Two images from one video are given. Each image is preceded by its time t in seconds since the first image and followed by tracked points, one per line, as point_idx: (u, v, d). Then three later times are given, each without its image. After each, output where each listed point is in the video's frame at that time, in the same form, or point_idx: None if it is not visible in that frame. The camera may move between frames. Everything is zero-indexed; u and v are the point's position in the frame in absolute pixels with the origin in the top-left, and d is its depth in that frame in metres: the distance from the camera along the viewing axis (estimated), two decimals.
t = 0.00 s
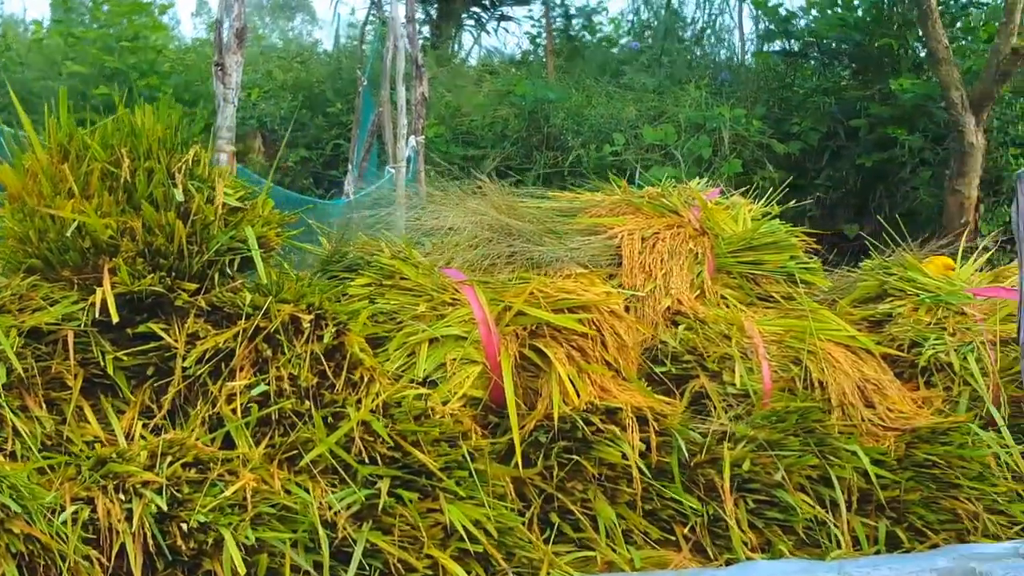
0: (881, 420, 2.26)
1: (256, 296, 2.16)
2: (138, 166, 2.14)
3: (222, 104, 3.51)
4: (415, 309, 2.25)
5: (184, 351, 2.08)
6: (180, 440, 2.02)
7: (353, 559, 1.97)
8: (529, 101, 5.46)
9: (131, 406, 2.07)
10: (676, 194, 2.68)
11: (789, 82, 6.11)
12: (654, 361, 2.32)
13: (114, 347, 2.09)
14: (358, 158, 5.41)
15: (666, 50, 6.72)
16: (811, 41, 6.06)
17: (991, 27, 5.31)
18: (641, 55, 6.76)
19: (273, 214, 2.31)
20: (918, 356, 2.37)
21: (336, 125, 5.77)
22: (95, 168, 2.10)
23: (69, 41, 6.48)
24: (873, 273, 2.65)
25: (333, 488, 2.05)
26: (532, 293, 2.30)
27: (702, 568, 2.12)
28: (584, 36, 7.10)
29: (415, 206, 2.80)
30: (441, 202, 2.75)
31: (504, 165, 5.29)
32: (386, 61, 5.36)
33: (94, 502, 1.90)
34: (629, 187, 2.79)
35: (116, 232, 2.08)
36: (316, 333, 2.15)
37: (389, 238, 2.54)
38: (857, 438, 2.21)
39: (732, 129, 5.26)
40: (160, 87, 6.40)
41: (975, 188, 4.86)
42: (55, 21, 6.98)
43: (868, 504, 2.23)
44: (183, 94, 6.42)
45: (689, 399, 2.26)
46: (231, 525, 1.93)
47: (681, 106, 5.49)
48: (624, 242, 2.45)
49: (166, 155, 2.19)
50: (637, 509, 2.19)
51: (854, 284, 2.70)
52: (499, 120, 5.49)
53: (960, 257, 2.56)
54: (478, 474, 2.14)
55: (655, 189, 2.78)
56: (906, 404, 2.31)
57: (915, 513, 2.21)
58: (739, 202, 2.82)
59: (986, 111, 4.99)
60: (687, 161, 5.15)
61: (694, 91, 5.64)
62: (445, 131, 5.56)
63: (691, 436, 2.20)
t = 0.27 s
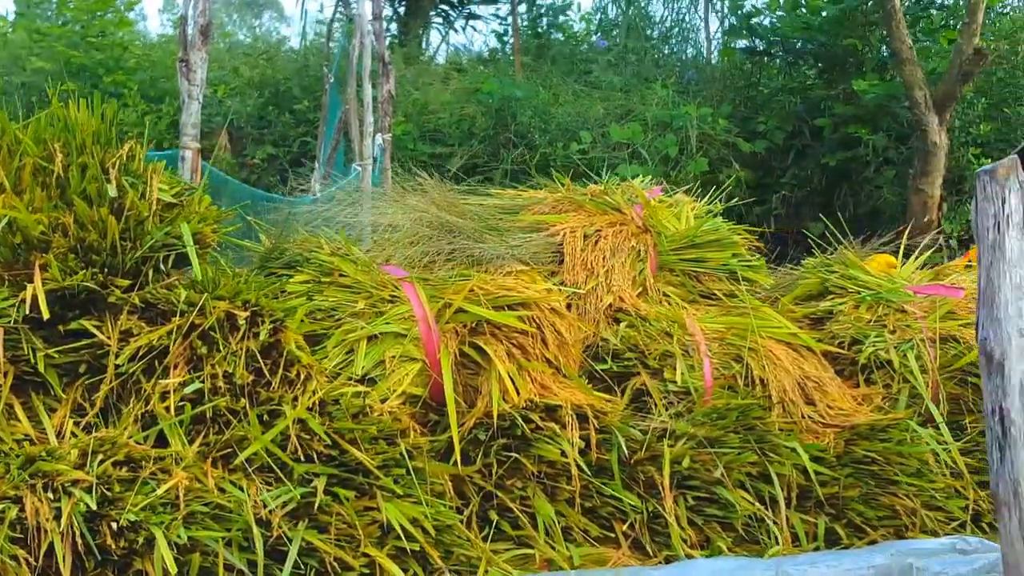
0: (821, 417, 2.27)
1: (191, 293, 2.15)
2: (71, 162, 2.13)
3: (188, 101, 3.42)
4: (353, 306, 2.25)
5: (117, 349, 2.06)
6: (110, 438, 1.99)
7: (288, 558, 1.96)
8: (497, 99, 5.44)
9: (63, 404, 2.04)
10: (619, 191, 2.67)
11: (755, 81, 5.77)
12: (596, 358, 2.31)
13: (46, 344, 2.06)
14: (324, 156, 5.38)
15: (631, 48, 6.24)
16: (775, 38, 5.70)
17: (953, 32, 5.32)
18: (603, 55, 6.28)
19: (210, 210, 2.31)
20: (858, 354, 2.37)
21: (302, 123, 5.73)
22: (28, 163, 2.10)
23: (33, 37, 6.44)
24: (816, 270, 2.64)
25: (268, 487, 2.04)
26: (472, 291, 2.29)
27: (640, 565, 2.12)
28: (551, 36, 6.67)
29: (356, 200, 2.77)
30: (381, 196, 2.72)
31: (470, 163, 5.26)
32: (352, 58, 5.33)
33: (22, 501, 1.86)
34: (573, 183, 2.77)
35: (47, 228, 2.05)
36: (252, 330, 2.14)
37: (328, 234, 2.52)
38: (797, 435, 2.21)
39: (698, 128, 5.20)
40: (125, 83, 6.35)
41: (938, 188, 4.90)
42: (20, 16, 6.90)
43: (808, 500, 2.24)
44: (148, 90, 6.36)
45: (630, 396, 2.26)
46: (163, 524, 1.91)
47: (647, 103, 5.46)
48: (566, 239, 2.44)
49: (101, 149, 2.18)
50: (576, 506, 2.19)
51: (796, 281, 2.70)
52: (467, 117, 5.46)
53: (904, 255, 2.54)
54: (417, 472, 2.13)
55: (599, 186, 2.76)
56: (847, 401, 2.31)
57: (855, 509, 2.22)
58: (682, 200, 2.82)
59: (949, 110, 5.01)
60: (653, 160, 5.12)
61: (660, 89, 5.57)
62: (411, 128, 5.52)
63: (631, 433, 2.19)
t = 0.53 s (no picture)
0: (757, 412, 2.28)
1: (121, 290, 2.11)
2: None
3: (143, 96, 3.36)
4: (286, 303, 2.23)
5: (43, 347, 2.02)
6: (37, 437, 1.93)
7: (219, 558, 1.93)
8: (457, 95, 5.43)
9: None
10: (556, 185, 2.67)
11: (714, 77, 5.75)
12: (532, 354, 2.31)
13: None
14: (283, 152, 5.34)
15: (589, 41, 6.28)
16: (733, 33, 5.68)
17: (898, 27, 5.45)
18: (562, 51, 6.27)
19: (140, 206, 2.28)
20: (795, 348, 2.38)
21: (261, 118, 5.67)
22: None
23: None
24: (754, 265, 2.65)
25: (199, 485, 2.01)
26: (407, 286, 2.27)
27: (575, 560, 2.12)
28: (511, 31, 6.64)
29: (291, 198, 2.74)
30: (316, 193, 2.69)
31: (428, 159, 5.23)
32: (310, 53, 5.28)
33: None
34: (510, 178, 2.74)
35: None
36: (183, 327, 2.11)
37: (262, 230, 2.49)
38: (733, 429, 2.23)
39: (657, 122, 5.20)
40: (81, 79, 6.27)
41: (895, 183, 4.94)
42: None
43: (745, 495, 2.23)
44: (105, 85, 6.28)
45: (566, 392, 2.26)
46: (90, 524, 1.87)
47: (606, 99, 5.47)
48: (502, 234, 2.43)
49: (27, 144, 2.14)
50: (512, 502, 2.19)
51: (733, 276, 2.71)
52: (426, 113, 5.43)
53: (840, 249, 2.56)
54: (350, 469, 2.12)
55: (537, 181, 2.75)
56: (783, 395, 2.33)
57: (791, 503, 2.22)
58: (620, 194, 2.81)
59: (906, 106, 5.04)
60: (613, 155, 5.12)
61: (619, 85, 5.58)
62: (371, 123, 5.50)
63: (568, 429, 2.19)
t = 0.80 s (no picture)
0: (701, 412, 2.28)
1: (54, 294, 2.08)
2: None
3: (104, 99, 3.33)
4: (224, 306, 2.20)
5: None
6: None
7: (154, 565, 1.90)
8: (419, 96, 5.42)
9: None
10: (499, 183, 2.64)
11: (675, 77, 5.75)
12: (474, 356, 2.29)
13: None
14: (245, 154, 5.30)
15: (552, 42, 6.24)
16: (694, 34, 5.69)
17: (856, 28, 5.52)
18: (525, 51, 6.26)
19: (74, 209, 2.25)
20: (737, 347, 2.39)
21: (223, 120, 5.64)
22: None
23: None
24: (697, 265, 2.66)
25: (136, 491, 1.97)
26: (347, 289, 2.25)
27: (518, 562, 2.11)
28: (472, 31, 6.65)
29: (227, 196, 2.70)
30: (254, 192, 2.66)
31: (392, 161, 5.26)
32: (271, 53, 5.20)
33: None
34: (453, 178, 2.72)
35: None
36: (118, 332, 2.08)
37: (200, 232, 2.47)
38: (677, 430, 2.22)
39: (619, 122, 5.21)
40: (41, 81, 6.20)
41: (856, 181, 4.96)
42: None
43: (688, 495, 2.23)
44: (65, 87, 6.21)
45: (508, 393, 2.25)
46: (23, 532, 1.85)
47: (568, 99, 5.48)
48: (444, 235, 2.41)
49: None
50: (455, 504, 2.17)
51: (676, 276, 2.69)
52: (388, 114, 5.44)
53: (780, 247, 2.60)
54: (290, 474, 2.09)
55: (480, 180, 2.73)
56: (727, 395, 2.32)
57: (734, 503, 2.21)
58: (563, 194, 2.77)
59: (866, 105, 5.06)
60: (575, 155, 5.13)
61: (582, 85, 5.58)
62: (335, 123, 5.50)
63: (510, 430, 2.18)
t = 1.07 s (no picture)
0: (653, 414, 2.27)
1: None
2: None
3: (72, 101, 3.33)
4: (171, 309, 2.19)
5: None
6: None
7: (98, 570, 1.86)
8: (390, 97, 5.41)
9: None
10: (448, 187, 2.68)
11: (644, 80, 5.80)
12: (424, 358, 2.29)
13: None
14: (215, 157, 5.26)
15: (523, 46, 6.19)
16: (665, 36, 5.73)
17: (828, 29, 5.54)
18: (496, 53, 6.24)
19: (19, 212, 2.23)
20: (688, 350, 2.39)
21: (193, 122, 5.62)
22: None
23: None
24: (647, 267, 2.66)
25: (80, 496, 1.94)
26: (295, 290, 2.26)
27: (467, 566, 2.10)
28: (442, 36, 6.56)
29: (172, 200, 2.70)
30: (200, 196, 2.66)
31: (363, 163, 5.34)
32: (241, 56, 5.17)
33: None
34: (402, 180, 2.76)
35: None
36: (61, 335, 2.06)
37: (147, 235, 2.46)
38: (627, 432, 2.22)
39: (589, 125, 5.22)
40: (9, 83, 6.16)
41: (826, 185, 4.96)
42: None
43: (639, 497, 2.23)
44: (34, 89, 6.17)
45: (458, 397, 2.25)
46: None
47: (538, 101, 5.49)
48: (393, 238, 2.43)
49: None
50: (404, 507, 2.16)
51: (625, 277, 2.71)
52: (358, 117, 5.45)
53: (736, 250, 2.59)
54: (238, 477, 2.07)
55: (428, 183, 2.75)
56: (678, 398, 2.32)
57: (685, 505, 2.20)
58: (513, 197, 2.80)
59: (835, 108, 5.08)
60: (546, 158, 5.14)
61: (552, 87, 5.58)
62: (305, 126, 5.51)
63: (459, 433, 2.17)
